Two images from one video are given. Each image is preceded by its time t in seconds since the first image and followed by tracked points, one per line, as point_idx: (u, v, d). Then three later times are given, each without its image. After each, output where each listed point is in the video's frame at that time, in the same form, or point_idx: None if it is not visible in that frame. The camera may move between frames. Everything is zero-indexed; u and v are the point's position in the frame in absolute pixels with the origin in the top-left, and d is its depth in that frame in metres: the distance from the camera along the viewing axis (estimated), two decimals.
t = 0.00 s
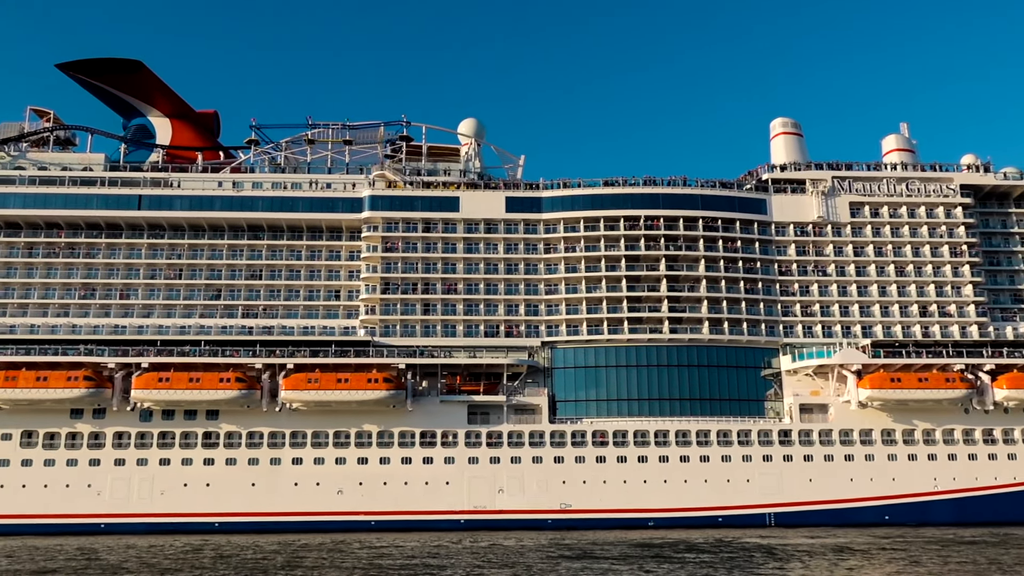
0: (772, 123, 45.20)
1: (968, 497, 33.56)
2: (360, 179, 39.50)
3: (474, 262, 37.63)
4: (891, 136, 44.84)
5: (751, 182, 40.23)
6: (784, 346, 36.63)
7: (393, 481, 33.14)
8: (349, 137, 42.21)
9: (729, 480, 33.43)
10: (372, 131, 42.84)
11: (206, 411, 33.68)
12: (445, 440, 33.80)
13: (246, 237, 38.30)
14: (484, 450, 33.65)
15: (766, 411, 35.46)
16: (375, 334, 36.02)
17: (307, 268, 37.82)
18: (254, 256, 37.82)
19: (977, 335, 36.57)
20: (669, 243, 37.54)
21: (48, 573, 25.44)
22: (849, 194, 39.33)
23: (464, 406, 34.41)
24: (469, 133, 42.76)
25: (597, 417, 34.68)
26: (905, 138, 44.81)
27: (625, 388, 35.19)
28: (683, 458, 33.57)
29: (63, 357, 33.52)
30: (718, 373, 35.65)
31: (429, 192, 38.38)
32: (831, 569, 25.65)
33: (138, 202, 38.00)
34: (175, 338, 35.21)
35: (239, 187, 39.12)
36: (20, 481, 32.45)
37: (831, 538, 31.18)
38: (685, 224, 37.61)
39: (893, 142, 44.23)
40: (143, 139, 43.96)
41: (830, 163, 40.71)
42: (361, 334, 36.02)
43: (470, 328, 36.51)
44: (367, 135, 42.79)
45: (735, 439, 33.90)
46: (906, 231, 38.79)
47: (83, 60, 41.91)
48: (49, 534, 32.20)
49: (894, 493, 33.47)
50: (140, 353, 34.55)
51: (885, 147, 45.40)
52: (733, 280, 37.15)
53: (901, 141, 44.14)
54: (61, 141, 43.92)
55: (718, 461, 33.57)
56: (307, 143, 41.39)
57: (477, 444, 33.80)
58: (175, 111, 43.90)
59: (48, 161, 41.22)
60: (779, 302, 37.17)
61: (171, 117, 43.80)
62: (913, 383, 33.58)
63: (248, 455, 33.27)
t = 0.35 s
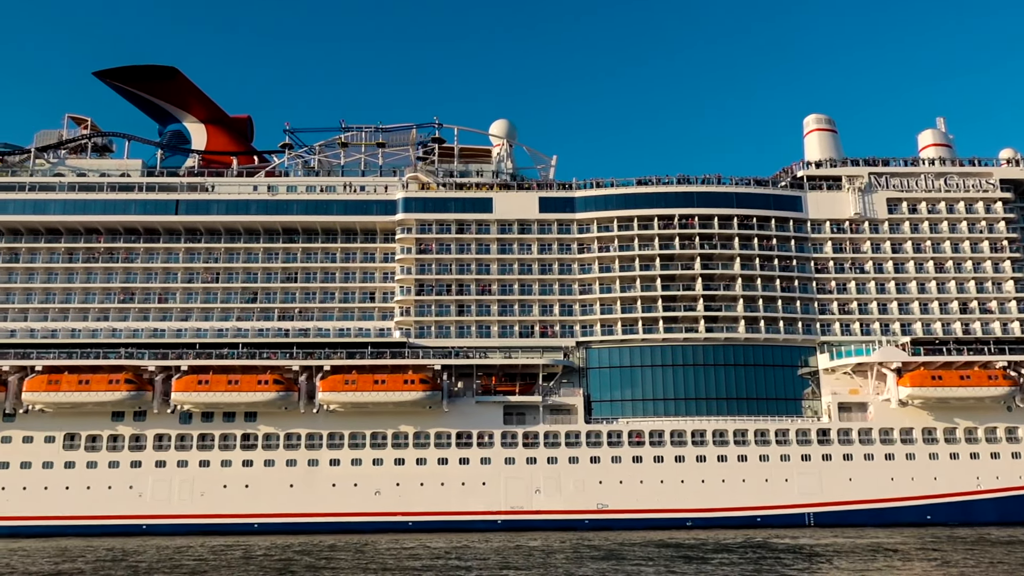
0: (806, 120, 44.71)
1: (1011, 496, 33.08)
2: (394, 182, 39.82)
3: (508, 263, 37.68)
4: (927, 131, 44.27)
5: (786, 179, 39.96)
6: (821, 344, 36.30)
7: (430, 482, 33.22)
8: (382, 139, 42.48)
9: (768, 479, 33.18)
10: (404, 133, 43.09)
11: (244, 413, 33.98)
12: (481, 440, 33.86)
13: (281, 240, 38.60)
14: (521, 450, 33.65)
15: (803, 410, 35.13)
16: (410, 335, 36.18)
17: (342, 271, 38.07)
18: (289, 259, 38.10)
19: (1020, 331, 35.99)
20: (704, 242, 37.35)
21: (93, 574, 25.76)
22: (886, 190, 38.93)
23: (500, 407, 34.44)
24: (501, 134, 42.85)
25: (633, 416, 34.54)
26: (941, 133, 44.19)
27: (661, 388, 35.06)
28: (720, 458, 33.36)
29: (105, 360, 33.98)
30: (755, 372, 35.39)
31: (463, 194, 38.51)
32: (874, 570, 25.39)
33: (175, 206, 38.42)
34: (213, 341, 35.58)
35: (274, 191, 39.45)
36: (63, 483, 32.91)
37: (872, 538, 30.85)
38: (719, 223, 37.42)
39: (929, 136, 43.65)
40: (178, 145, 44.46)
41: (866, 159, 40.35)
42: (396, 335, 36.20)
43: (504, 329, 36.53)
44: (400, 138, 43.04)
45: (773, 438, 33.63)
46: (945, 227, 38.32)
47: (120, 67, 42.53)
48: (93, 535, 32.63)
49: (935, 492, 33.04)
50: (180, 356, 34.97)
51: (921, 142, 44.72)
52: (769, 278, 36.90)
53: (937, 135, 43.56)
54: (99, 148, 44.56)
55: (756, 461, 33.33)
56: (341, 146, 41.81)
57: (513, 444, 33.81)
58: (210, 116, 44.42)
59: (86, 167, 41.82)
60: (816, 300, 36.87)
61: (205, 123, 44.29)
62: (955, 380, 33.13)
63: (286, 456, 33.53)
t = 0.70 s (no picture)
0: (841, 115, 44.20)
1: None
2: (428, 182, 39.95)
3: (543, 262, 37.66)
4: (966, 125, 43.69)
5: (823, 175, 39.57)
6: (860, 341, 35.91)
7: (468, 482, 33.26)
8: (415, 140, 42.67)
9: (808, 478, 32.87)
10: (437, 134, 43.20)
11: (283, 414, 34.24)
12: (519, 440, 33.85)
13: (317, 242, 38.85)
14: (558, 450, 33.59)
15: (843, 408, 34.74)
16: (446, 336, 36.28)
17: (377, 272, 38.27)
18: (325, 261, 38.36)
19: None
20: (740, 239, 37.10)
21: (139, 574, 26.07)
22: (925, 184, 38.48)
23: (537, 407, 34.40)
24: (534, 134, 42.86)
25: (670, 415, 34.34)
26: (980, 126, 43.55)
27: (698, 386, 34.83)
28: (759, 457, 33.11)
29: (146, 362, 34.39)
30: (793, 369, 35.07)
31: (497, 193, 38.53)
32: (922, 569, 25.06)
33: (212, 210, 38.81)
34: (252, 342, 35.89)
35: (309, 193, 39.73)
36: (107, 484, 33.36)
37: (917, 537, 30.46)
38: (755, 220, 37.18)
39: (968, 130, 43.03)
40: (215, 149, 44.96)
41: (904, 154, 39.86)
42: (432, 336, 36.34)
43: (540, 328, 36.51)
44: (433, 138, 43.16)
45: (813, 437, 33.31)
46: (986, 222, 37.84)
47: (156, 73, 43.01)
48: (136, 535, 33.07)
49: (979, 491, 32.57)
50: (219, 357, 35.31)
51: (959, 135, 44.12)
52: (807, 275, 36.61)
53: (976, 129, 43.04)
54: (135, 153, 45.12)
55: (796, 459, 33.03)
56: (375, 147, 42.06)
57: (550, 444, 33.75)
58: (244, 120, 44.78)
59: (124, 172, 42.37)
60: (855, 297, 36.52)
61: (240, 126, 44.68)
62: (1000, 377, 32.62)
63: (325, 457, 33.73)
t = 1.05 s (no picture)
0: (879, 110, 43.52)
1: None
2: (463, 183, 40.17)
3: (580, 261, 37.59)
4: (1008, 117, 42.94)
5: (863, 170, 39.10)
6: (903, 338, 35.41)
7: (507, 482, 33.27)
8: (450, 141, 42.82)
9: (851, 477, 32.49)
10: (472, 134, 43.33)
11: (323, 414, 34.49)
12: (557, 440, 33.80)
13: (354, 243, 39.10)
14: (597, 449, 33.49)
15: (886, 406, 34.28)
16: (483, 335, 36.34)
17: (413, 272, 38.46)
18: (362, 262, 38.58)
19: None
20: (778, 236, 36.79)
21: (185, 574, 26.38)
22: (967, 178, 37.97)
23: (575, 406, 34.32)
24: (568, 133, 42.84)
25: (710, 414, 34.14)
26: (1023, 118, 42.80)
27: (738, 385, 34.54)
28: (800, 456, 32.79)
29: (188, 364, 34.82)
30: (835, 367, 34.66)
31: (533, 193, 38.53)
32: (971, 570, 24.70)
33: (251, 213, 39.24)
34: (291, 344, 36.22)
35: (346, 195, 39.99)
36: (151, 484, 33.77)
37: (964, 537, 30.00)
38: (793, 216, 36.84)
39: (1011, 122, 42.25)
40: (251, 152, 45.50)
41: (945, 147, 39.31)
42: (469, 336, 36.43)
43: (577, 328, 36.44)
44: (467, 139, 43.28)
45: (856, 435, 32.92)
46: None
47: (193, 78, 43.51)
48: (180, 535, 33.44)
49: None
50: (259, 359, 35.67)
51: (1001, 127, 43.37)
52: (847, 271, 36.25)
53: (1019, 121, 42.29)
54: (174, 158, 45.69)
55: (838, 458, 32.67)
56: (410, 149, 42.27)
57: (589, 443, 33.67)
58: (280, 123, 45.11)
59: (163, 177, 42.95)
60: (896, 294, 36.05)
61: (276, 129, 45.03)
62: None
63: (364, 457, 33.90)
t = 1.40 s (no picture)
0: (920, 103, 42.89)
1: None
2: (501, 184, 40.32)
3: (618, 260, 37.43)
4: None
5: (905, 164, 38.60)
6: (948, 335, 34.82)
7: (547, 482, 33.21)
8: (486, 142, 42.90)
9: (896, 476, 32.02)
10: (507, 134, 43.46)
11: (364, 415, 34.68)
12: (597, 439, 33.69)
13: (392, 245, 39.29)
14: (638, 449, 33.34)
15: (931, 404, 33.75)
16: (522, 335, 36.36)
17: (451, 273, 38.57)
18: (400, 263, 38.73)
19: None
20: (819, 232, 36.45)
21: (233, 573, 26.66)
22: (1013, 172, 37.40)
23: (615, 406, 34.17)
24: (604, 132, 42.80)
25: (751, 413, 33.85)
26: None
27: (779, 383, 34.18)
28: (845, 455, 32.39)
29: (231, 365, 35.18)
30: (878, 365, 34.19)
31: (570, 192, 38.45)
32: None
33: (290, 215, 39.56)
34: (331, 345, 36.46)
35: (384, 197, 40.17)
36: (195, 485, 34.15)
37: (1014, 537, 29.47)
38: (834, 212, 36.43)
39: None
40: (289, 155, 46.02)
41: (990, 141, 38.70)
42: (508, 336, 36.44)
43: (616, 327, 36.30)
44: (503, 139, 43.33)
45: (901, 434, 32.45)
46: None
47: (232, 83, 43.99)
48: (224, 535, 33.77)
49: None
50: (300, 360, 35.95)
51: None
52: (890, 268, 35.79)
53: None
54: (213, 161, 46.18)
55: (883, 457, 32.23)
56: (447, 150, 42.41)
57: (629, 443, 33.52)
58: (317, 126, 45.44)
59: (203, 181, 43.45)
60: (941, 290, 35.55)
61: (314, 132, 45.40)
62: None
63: (405, 457, 34.01)
